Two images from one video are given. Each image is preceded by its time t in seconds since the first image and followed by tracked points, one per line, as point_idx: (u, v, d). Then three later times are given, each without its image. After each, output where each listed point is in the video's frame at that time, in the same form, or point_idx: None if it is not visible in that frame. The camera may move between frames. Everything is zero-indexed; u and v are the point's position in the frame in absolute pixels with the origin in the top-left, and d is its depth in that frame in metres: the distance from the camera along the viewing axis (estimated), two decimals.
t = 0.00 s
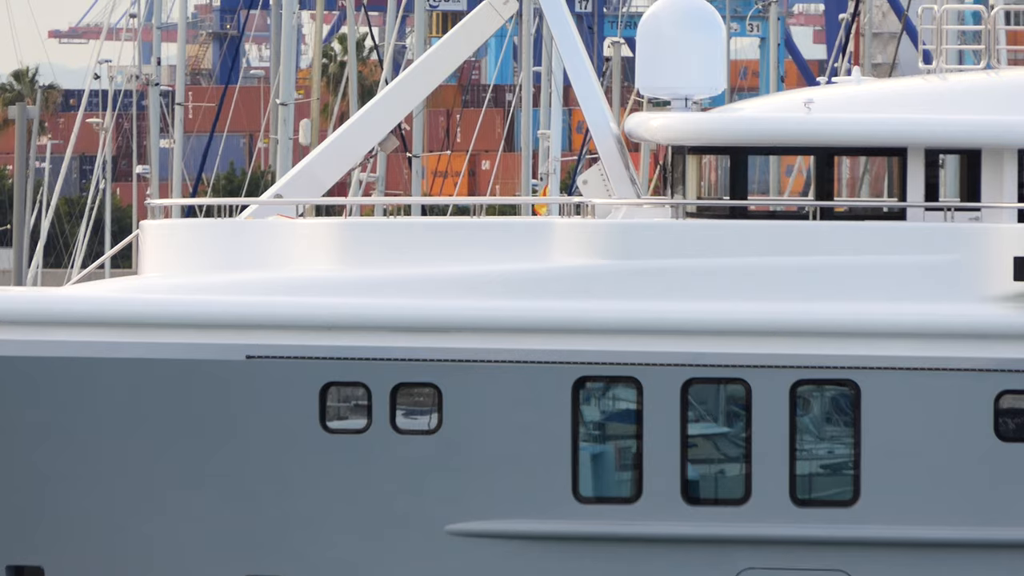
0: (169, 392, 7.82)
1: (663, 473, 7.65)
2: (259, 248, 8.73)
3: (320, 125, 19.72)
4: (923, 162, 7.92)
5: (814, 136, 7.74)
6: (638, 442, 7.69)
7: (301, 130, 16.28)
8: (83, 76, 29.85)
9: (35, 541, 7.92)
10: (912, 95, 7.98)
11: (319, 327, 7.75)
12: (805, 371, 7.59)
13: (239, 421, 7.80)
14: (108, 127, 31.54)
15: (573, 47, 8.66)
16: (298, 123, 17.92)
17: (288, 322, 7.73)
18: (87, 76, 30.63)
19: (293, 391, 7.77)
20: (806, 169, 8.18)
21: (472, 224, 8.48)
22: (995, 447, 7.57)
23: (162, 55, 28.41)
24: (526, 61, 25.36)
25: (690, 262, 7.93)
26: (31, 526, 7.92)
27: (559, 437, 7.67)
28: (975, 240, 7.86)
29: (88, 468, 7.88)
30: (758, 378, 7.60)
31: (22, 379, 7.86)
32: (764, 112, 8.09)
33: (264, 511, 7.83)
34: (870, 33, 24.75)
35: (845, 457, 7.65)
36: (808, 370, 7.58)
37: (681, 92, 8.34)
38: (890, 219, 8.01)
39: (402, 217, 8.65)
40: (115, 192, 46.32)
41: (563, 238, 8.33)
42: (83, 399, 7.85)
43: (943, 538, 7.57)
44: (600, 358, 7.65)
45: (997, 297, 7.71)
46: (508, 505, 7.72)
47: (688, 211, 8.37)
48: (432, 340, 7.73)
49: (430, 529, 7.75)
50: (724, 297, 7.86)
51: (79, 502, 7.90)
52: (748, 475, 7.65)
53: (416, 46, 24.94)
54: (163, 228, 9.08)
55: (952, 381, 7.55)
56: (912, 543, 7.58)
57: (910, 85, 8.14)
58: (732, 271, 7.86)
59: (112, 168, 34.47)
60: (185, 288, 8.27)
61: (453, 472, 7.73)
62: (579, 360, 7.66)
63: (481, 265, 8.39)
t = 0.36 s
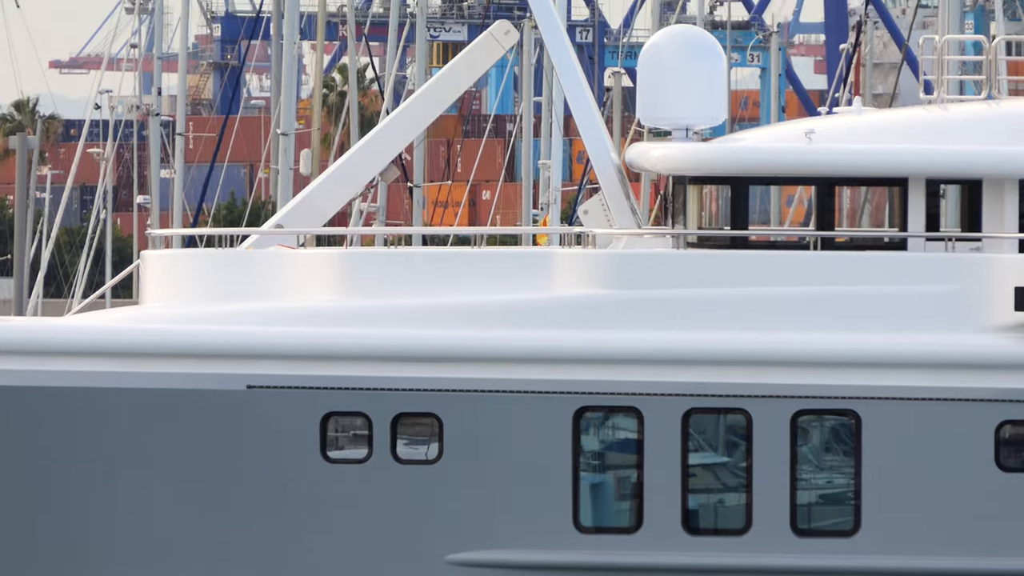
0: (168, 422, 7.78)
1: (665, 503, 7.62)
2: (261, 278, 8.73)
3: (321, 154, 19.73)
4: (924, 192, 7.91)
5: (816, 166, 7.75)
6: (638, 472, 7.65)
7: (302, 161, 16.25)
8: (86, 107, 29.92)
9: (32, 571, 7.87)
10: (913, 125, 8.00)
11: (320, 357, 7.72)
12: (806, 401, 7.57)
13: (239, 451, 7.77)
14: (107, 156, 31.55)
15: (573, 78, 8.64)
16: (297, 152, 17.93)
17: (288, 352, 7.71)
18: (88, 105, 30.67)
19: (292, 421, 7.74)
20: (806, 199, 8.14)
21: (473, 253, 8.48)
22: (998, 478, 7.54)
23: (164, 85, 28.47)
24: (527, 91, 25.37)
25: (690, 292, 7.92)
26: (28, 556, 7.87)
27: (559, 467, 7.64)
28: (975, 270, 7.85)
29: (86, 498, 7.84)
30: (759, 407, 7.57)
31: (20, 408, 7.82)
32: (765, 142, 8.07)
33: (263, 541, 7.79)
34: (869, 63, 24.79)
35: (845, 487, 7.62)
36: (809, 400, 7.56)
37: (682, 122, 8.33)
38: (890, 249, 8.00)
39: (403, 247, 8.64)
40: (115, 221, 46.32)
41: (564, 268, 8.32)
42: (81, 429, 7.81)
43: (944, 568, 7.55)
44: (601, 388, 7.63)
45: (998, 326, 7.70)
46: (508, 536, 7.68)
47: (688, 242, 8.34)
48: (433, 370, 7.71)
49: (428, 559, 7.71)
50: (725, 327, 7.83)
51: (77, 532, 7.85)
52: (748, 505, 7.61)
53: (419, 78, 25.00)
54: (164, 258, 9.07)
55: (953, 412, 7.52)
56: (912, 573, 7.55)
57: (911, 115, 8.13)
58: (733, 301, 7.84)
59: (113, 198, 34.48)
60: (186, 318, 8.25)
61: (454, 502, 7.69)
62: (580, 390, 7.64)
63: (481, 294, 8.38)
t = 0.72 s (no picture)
0: (167, 444, 7.75)
1: (664, 525, 7.59)
2: (260, 300, 8.73)
3: (318, 175, 19.71)
4: (922, 214, 7.90)
5: (815, 187, 7.75)
6: (637, 493, 7.62)
7: (300, 181, 16.20)
8: (82, 130, 29.90)
9: None
10: (912, 147, 8.01)
11: (318, 378, 7.70)
12: (805, 423, 7.55)
13: (237, 473, 7.74)
14: (106, 178, 31.52)
15: (572, 99, 8.58)
16: (295, 173, 17.93)
17: (288, 374, 7.69)
18: (86, 128, 30.66)
19: (291, 443, 7.71)
20: (804, 221, 8.15)
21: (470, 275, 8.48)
22: (998, 499, 7.53)
23: (161, 106, 28.56)
24: (525, 112, 25.37)
25: (688, 313, 7.90)
26: None
27: (558, 489, 7.61)
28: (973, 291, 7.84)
29: (84, 520, 7.80)
30: (758, 429, 7.56)
31: (18, 430, 7.78)
32: (763, 164, 8.06)
33: (261, 563, 7.76)
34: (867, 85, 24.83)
35: (844, 508, 7.59)
36: (808, 422, 7.55)
37: (681, 144, 8.32)
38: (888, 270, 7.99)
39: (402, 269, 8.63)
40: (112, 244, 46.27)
41: (563, 290, 8.32)
42: (79, 450, 7.78)
43: None
44: (600, 410, 7.61)
45: (997, 348, 7.69)
46: (507, 558, 7.65)
47: (687, 263, 8.34)
48: (432, 392, 7.68)
49: None
50: (724, 349, 7.82)
51: (74, 554, 7.81)
52: (747, 526, 7.59)
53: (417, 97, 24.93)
54: (163, 279, 9.05)
55: (953, 433, 7.51)
56: None
57: (910, 136, 8.14)
58: (732, 322, 7.83)
59: (110, 221, 34.38)
60: (185, 339, 8.23)
61: (452, 524, 7.66)
62: (579, 412, 7.62)
63: (480, 315, 8.37)
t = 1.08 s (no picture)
0: (153, 455, 7.71)
1: (649, 536, 7.56)
2: (246, 310, 8.71)
3: (305, 187, 19.63)
4: (909, 226, 7.90)
5: (802, 199, 7.76)
6: (622, 505, 7.60)
7: (286, 193, 16.09)
8: (67, 141, 29.76)
9: None
10: (900, 159, 8.00)
11: (303, 390, 7.65)
12: (792, 435, 7.55)
13: (223, 484, 7.70)
14: (92, 190, 31.42)
15: (559, 109, 8.48)
16: (282, 185, 17.89)
17: (274, 386, 7.65)
18: (72, 139, 30.54)
19: (276, 455, 7.67)
20: (791, 232, 8.12)
21: (456, 287, 8.46)
22: (984, 511, 7.52)
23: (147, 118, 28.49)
24: (511, 124, 25.33)
25: (675, 325, 7.88)
26: None
27: (544, 501, 7.59)
28: (960, 304, 7.82)
29: (69, 531, 7.76)
30: (745, 441, 7.55)
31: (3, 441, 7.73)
32: (749, 175, 8.05)
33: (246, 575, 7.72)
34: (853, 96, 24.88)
35: (829, 519, 7.58)
36: (794, 434, 7.54)
37: (667, 156, 8.28)
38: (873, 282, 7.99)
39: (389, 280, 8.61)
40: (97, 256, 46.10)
41: (550, 302, 8.30)
42: (64, 462, 7.73)
43: None
44: (587, 422, 7.59)
45: (984, 360, 7.70)
46: (493, 570, 7.62)
47: (674, 274, 8.31)
48: (417, 404, 7.65)
49: None
50: (710, 361, 7.81)
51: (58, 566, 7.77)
52: (733, 537, 7.56)
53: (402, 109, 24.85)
54: (150, 291, 9.01)
55: (939, 445, 7.51)
56: None
57: (896, 147, 8.15)
58: (718, 334, 7.82)
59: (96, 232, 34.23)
60: (172, 351, 8.18)
61: (438, 536, 7.64)
62: (565, 424, 7.59)
63: (468, 327, 8.37)
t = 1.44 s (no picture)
0: (117, 459, 7.69)
1: (617, 539, 7.57)
2: (211, 314, 8.67)
3: (270, 190, 19.52)
4: (875, 230, 7.91)
5: (768, 202, 7.76)
6: (588, 507, 7.60)
7: (251, 197, 15.93)
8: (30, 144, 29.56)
9: None
10: (866, 162, 8.01)
11: (271, 393, 7.65)
12: (757, 438, 7.58)
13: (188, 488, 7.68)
14: (57, 194, 31.21)
15: (526, 112, 8.45)
16: (247, 188, 17.83)
17: (239, 389, 7.64)
18: (36, 142, 30.34)
19: (242, 458, 7.67)
20: (756, 235, 8.05)
21: (421, 290, 8.47)
22: (949, 513, 7.57)
23: (113, 120, 28.37)
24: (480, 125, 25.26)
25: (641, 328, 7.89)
26: None
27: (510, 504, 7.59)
28: (927, 308, 7.83)
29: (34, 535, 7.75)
30: (710, 444, 7.57)
31: None
32: (715, 179, 8.00)
33: None
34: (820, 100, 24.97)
35: (793, 521, 7.61)
36: (759, 436, 7.57)
37: (633, 158, 8.22)
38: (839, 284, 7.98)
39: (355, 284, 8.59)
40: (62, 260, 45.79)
41: (516, 305, 8.29)
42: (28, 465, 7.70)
43: None
44: (553, 425, 7.60)
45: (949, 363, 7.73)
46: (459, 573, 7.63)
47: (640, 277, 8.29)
48: (385, 407, 7.65)
49: None
50: (677, 364, 7.81)
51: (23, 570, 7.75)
52: (698, 539, 7.57)
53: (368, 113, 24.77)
54: (116, 295, 8.91)
55: (903, 448, 7.56)
56: None
57: (863, 151, 8.16)
58: (685, 337, 7.82)
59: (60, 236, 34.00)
60: (137, 356, 8.05)
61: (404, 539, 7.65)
62: (531, 427, 7.60)
63: (434, 330, 8.37)
